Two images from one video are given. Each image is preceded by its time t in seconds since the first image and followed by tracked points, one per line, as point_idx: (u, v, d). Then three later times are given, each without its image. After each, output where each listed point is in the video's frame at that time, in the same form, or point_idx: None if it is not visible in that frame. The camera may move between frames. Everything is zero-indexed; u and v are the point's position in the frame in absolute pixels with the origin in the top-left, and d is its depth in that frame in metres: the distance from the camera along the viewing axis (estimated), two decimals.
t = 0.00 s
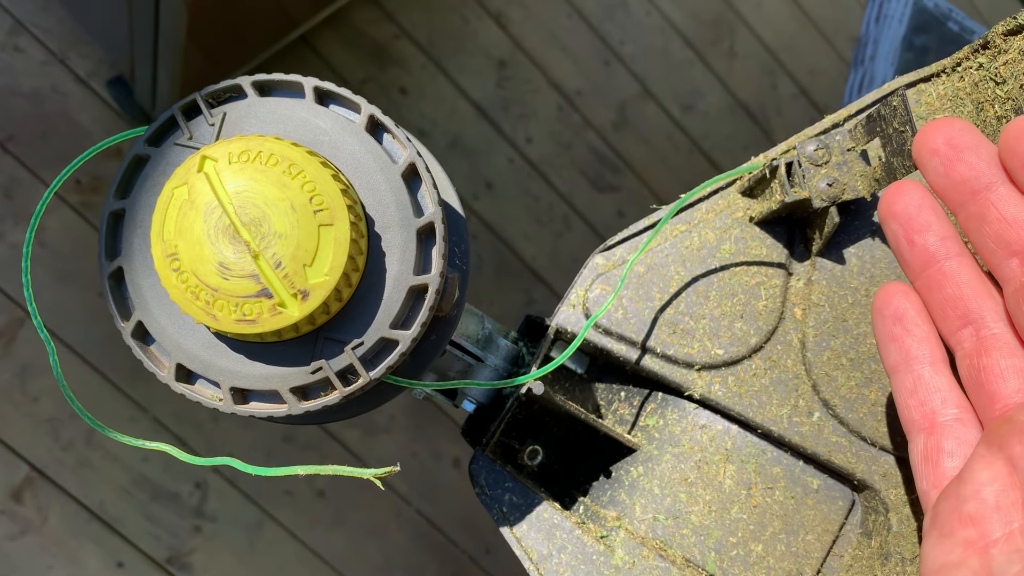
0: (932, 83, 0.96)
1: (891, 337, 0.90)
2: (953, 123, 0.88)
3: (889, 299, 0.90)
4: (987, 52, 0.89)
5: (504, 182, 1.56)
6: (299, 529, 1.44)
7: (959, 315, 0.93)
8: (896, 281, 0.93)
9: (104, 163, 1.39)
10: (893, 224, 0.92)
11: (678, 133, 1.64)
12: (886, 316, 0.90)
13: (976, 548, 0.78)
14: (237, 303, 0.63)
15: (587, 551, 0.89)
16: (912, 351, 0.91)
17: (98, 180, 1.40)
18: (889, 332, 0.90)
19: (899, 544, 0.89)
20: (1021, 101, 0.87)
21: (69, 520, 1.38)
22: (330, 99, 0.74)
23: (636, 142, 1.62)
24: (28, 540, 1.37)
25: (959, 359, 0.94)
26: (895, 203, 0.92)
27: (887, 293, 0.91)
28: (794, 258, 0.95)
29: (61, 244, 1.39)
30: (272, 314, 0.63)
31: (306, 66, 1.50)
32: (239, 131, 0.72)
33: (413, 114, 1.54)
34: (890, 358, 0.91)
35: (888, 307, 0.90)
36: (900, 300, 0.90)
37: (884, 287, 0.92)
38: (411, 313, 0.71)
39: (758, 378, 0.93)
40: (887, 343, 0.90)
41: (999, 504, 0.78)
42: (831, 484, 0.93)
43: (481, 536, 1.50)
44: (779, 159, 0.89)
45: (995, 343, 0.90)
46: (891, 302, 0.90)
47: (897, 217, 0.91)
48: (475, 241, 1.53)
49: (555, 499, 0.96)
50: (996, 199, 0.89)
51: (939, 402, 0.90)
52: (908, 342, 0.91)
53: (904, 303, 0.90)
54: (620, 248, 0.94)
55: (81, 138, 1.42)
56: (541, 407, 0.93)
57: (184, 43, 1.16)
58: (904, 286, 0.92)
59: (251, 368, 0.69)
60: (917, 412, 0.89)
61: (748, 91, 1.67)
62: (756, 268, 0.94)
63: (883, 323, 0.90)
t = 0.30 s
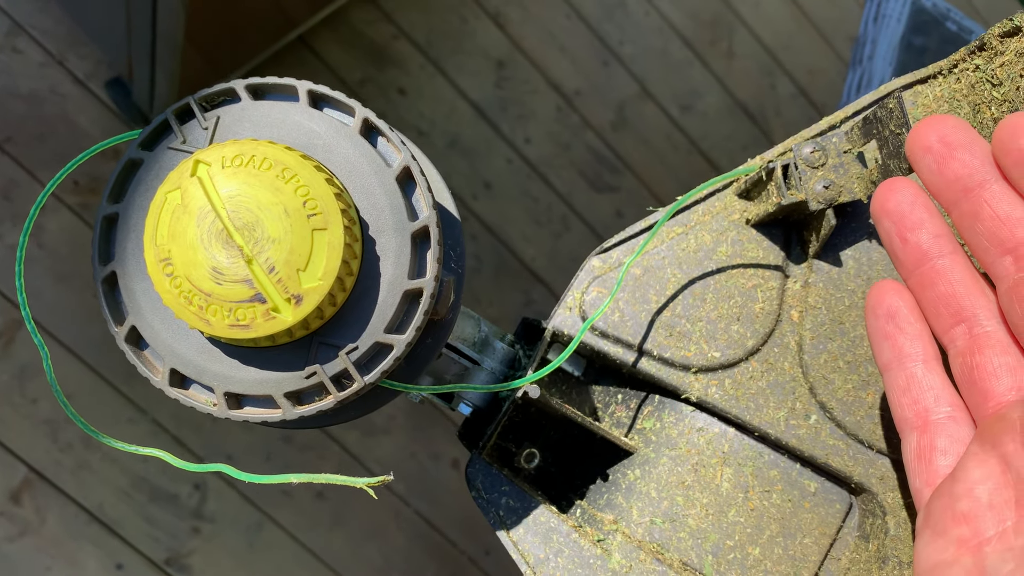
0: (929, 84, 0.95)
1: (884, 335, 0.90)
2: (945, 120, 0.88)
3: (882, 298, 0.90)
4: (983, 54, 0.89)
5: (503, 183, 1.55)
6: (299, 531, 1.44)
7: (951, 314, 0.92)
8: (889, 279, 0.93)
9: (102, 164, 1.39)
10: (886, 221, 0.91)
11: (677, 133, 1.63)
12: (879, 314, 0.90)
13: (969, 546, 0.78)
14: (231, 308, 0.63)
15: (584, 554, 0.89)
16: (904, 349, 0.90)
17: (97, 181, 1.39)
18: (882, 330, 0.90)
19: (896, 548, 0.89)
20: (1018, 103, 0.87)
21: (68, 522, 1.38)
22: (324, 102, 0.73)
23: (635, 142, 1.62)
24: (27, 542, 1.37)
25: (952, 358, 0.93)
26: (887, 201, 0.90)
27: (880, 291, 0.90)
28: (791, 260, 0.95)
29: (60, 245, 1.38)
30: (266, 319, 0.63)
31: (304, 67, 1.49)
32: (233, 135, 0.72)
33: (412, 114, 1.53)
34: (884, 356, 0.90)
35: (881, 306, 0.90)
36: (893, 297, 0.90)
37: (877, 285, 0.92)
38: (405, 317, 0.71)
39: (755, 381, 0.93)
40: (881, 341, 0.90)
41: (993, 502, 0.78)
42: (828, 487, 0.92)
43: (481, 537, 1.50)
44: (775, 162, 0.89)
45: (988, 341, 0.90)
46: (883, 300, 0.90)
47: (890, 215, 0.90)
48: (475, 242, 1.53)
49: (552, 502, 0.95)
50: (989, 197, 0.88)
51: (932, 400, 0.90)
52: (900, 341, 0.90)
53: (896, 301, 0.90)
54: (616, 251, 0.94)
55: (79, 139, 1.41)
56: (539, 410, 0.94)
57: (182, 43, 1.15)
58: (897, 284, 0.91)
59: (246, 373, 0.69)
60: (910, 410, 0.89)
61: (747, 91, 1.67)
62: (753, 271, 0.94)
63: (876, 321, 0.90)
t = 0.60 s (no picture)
0: (927, 91, 0.94)
1: (898, 328, 0.90)
2: (964, 116, 0.89)
3: (897, 291, 0.90)
4: (981, 61, 0.91)
5: (502, 183, 1.55)
6: (298, 531, 1.44)
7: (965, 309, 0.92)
8: (903, 273, 0.93)
9: (102, 164, 1.39)
10: (902, 215, 0.91)
11: (676, 133, 1.63)
12: (893, 307, 0.90)
13: (984, 540, 0.79)
14: (225, 317, 0.63)
15: (579, 560, 0.89)
16: (918, 342, 0.91)
17: (97, 181, 1.39)
18: (896, 324, 0.90)
19: (892, 555, 0.89)
20: (1014, 111, 0.89)
21: (67, 521, 1.38)
22: (320, 110, 0.73)
23: (634, 142, 1.61)
24: (26, 541, 1.37)
25: (967, 354, 0.93)
26: (902, 195, 0.91)
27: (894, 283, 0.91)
28: (788, 266, 0.94)
29: (59, 245, 1.38)
30: (260, 328, 0.63)
31: (303, 67, 1.49)
32: (227, 142, 0.71)
33: (411, 114, 1.53)
34: (897, 350, 0.90)
35: (896, 299, 0.90)
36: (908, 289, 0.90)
37: (890, 279, 0.92)
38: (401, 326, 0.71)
39: (752, 387, 0.93)
40: (894, 335, 0.90)
41: (1008, 496, 0.79)
42: (825, 493, 0.92)
43: (479, 536, 1.50)
44: (773, 168, 0.89)
45: (1004, 336, 0.90)
46: (899, 292, 0.90)
47: (906, 209, 0.91)
48: (474, 242, 1.53)
49: (548, 507, 0.95)
50: (1008, 191, 0.88)
51: (946, 395, 0.90)
52: (915, 333, 0.91)
53: (910, 295, 0.90)
54: (613, 256, 0.94)
55: (78, 139, 1.41)
56: (535, 415, 0.94)
57: (181, 43, 1.15)
58: (912, 277, 0.92)
59: (240, 381, 0.69)
60: (924, 404, 0.89)
61: (746, 91, 1.66)
62: (750, 277, 0.94)
63: (890, 314, 0.90)
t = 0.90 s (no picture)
0: (939, 93, 0.94)
1: (904, 340, 0.90)
2: (970, 128, 0.89)
3: (902, 303, 0.90)
4: (994, 64, 0.89)
5: (504, 182, 1.54)
6: (299, 530, 1.43)
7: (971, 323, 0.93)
8: (907, 285, 0.92)
9: (103, 162, 1.38)
10: (908, 227, 0.91)
11: (678, 133, 1.62)
12: (898, 319, 0.90)
13: (991, 557, 0.77)
14: (235, 321, 0.62)
15: (587, 565, 0.89)
16: (923, 355, 0.90)
17: (98, 179, 1.38)
18: (901, 336, 0.89)
19: (902, 561, 0.89)
20: None
21: (67, 520, 1.37)
22: (329, 111, 0.73)
23: (636, 142, 1.61)
24: (26, 540, 1.36)
25: (973, 367, 0.93)
26: (909, 207, 0.91)
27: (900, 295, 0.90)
28: (798, 270, 0.94)
29: (60, 243, 1.38)
30: (269, 332, 0.62)
31: (305, 65, 1.48)
32: (236, 144, 0.71)
33: (413, 112, 1.52)
34: (902, 362, 0.90)
35: (901, 311, 0.90)
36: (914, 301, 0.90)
37: (896, 290, 0.91)
38: (411, 329, 0.70)
39: (760, 391, 0.92)
40: (899, 347, 0.90)
41: (1016, 513, 0.77)
42: (834, 498, 0.92)
43: (480, 537, 1.50)
44: (783, 171, 0.88)
45: (1011, 350, 0.90)
46: (903, 305, 0.90)
47: (912, 221, 0.90)
48: (475, 242, 1.52)
49: (555, 511, 0.95)
50: (1014, 205, 0.89)
51: (953, 408, 0.90)
52: (920, 346, 0.90)
53: (915, 308, 0.90)
54: (621, 259, 0.93)
55: (79, 136, 1.40)
56: (543, 417, 0.91)
57: (183, 41, 1.15)
58: (917, 289, 0.91)
59: (249, 385, 0.69)
60: (930, 417, 0.89)
61: (748, 91, 1.66)
62: (759, 280, 0.93)
63: (896, 327, 0.90)
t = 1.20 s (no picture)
0: (935, 92, 0.95)
1: (896, 341, 0.90)
2: (965, 129, 0.89)
3: (894, 304, 0.90)
4: (990, 62, 0.88)
5: (503, 181, 1.54)
6: (298, 528, 1.44)
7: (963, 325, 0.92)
8: (899, 285, 0.92)
9: (103, 160, 1.38)
10: (902, 228, 0.91)
11: (678, 132, 1.63)
12: (891, 320, 0.90)
13: (982, 557, 0.77)
14: (230, 317, 0.62)
15: (583, 562, 0.89)
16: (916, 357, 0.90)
17: (98, 177, 1.39)
18: (894, 336, 0.89)
19: (898, 558, 0.88)
20: None
21: (66, 517, 1.37)
22: (326, 108, 0.73)
23: (635, 141, 1.61)
24: (26, 538, 1.37)
25: (967, 368, 0.93)
26: (903, 208, 0.91)
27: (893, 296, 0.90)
28: (794, 268, 0.94)
29: (59, 241, 1.38)
30: (265, 329, 0.63)
31: (304, 64, 1.48)
32: (232, 141, 0.71)
33: (412, 111, 1.52)
34: (895, 363, 0.90)
35: (894, 312, 0.90)
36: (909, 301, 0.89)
37: (889, 290, 0.91)
38: (406, 326, 0.70)
39: (757, 389, 0.92)
40: (892, 348, 0.90)
41: (1007, 513, 0.78)
42: (830, 496, 0.92)
43: (479, 536, 1.50)
44: (780, 169, 0.88)
45: (1003, 351, 0.90)
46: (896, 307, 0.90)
47: (906, 221, 0.91)
48: (475, 240, 1.52)
49: (552, 508, 0.95)
50: (1007, 206, 0.88)
51: (945, 409, 0.90)
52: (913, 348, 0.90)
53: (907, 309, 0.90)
54: (618, 256, 0.93)
55: (78, 134, 1.40)
56: (539, 415, 0.92)
57: (182, 39, 1.15)
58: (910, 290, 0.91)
59: (245, 381, 0.69)
60: (922, 418, 0.89)
61: (748, 90, 1.66)
62: (756, 278, 0.93)
63: (888, 327, 0.90)
